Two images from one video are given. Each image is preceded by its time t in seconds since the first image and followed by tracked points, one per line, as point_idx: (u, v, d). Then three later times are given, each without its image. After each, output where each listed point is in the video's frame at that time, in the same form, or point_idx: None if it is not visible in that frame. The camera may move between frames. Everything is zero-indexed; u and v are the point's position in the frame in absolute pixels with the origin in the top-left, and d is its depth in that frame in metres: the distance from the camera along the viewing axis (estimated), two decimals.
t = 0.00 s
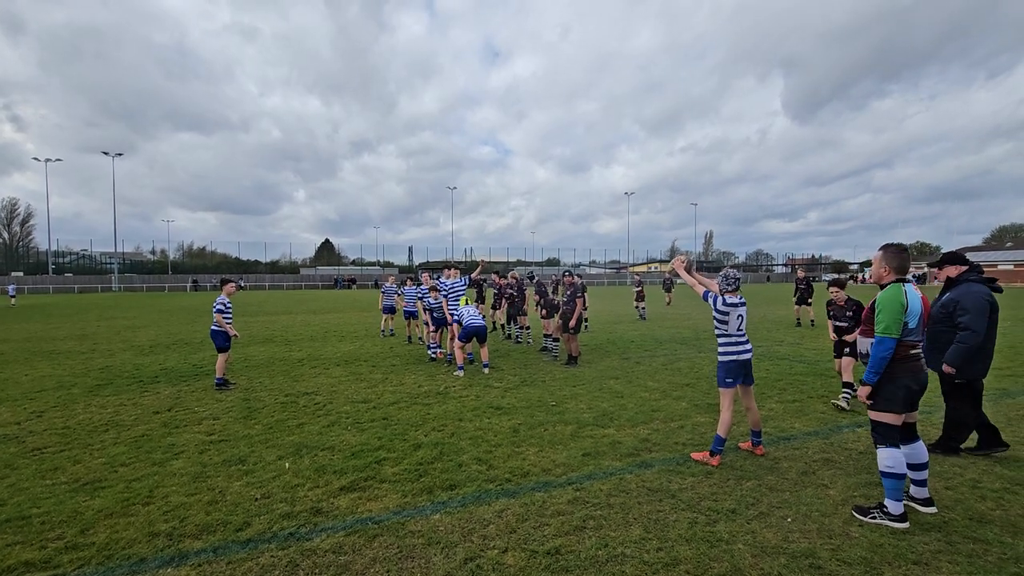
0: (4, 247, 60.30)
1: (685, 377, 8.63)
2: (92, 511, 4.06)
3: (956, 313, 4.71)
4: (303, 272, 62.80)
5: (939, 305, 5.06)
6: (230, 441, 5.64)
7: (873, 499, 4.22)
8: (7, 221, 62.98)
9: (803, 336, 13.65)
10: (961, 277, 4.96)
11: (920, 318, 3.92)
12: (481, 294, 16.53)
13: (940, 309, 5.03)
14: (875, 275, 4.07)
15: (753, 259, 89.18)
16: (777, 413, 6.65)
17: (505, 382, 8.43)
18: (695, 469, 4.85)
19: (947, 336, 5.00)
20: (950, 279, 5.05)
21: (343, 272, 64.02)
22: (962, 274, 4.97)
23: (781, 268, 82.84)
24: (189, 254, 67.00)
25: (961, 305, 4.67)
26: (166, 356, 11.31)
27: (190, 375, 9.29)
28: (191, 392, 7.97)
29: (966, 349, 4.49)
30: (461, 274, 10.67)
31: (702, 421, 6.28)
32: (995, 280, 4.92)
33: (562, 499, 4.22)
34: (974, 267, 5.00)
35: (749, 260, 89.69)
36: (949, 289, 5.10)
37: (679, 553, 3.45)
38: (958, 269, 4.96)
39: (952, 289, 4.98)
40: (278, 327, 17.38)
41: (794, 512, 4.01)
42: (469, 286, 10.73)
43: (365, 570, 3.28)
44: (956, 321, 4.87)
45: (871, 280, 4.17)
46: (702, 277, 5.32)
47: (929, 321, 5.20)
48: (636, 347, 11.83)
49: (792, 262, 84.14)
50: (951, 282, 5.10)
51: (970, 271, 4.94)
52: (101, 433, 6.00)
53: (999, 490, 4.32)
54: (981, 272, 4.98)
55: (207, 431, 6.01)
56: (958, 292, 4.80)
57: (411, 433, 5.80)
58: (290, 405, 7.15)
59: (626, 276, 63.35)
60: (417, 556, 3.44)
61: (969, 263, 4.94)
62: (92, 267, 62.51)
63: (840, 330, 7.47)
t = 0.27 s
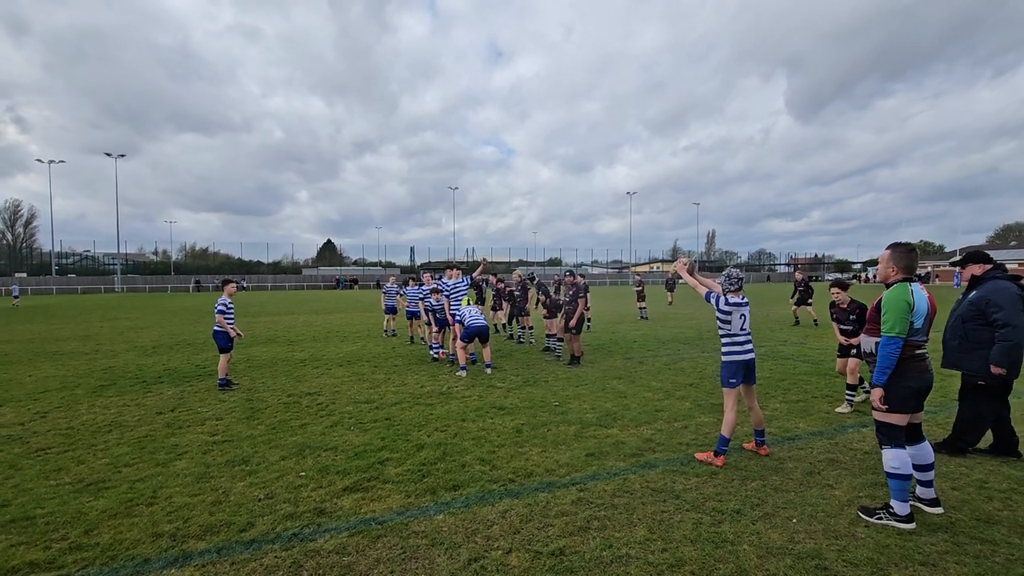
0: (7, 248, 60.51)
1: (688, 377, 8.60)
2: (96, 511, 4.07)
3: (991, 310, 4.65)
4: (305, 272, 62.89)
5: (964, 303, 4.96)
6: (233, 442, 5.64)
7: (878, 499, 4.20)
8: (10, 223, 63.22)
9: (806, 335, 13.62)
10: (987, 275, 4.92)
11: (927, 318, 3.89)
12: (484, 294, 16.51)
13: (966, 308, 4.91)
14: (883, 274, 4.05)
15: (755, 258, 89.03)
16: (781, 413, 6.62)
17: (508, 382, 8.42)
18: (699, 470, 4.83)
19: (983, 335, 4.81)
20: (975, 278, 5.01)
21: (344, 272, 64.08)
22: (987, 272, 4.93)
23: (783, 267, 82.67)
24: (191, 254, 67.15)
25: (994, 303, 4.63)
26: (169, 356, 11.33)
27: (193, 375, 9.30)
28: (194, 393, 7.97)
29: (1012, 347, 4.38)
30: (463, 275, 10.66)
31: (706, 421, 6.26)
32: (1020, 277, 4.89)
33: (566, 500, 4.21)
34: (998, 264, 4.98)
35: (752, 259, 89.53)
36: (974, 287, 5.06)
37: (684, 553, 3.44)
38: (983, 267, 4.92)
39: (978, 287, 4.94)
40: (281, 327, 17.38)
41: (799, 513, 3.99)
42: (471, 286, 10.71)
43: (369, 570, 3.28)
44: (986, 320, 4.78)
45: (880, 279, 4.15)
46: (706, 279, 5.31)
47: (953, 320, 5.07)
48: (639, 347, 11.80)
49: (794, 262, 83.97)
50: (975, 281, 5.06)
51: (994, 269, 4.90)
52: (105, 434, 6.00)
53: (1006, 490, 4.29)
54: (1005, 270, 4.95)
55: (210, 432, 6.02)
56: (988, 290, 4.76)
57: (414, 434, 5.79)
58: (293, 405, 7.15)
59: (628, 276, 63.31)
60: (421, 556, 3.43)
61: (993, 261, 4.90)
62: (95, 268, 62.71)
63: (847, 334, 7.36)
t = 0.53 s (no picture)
0: (12, 248, 60.87)
1: (692, 377, 8.58)
2: (101, 510, 4.09)
3: (1017, 305, 4.58)
4: (309, 272, 63.06)
5: (987, 300, 4.87)
6: (236, 441, 5.66)
7: (882, 499, 4.18)
8: (16, 223, 63.60)
9: (809, 335, 13.57)
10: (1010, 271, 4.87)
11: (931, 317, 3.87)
12: (486, 293, 16.50)
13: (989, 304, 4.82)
14: (887, 273, 4.02)
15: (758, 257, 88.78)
16: (785, 412, 6.60)
17: (510, 381, 8.42)
18: (702, 469, 4.82)
19: (1007, 331, 4.70)
20: (998, 274, 4.96)
21: (348, 272, 64.20)
22: (1010, 268, 4.89)
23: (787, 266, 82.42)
24: (195, 254, 67.40)
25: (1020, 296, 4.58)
26: (173, 356, 11.38)
27: (197, 375, 9.33)
28: (198, 392, 8.00)
29: None
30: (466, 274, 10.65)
31: (709, 420, 6.24)
32: None
33: (569, 499, 4.21)
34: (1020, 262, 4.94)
35: (755, 258, 89.30)
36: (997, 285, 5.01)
37: (688, 553, 3.43)
38: (1006, 263, 4.88)
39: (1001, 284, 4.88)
40: (284, 326, 17.42)
41: (803, 512, 3.98)
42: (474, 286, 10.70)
43: (372, 569, 3.28)
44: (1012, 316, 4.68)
45: (883, 278, 4.13)
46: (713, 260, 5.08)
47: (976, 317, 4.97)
48: (642, 347, 11.79)
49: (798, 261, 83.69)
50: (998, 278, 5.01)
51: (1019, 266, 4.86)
52: (109, 433, 6.03)
53: (1012, 490, 4.26)
54: None
55: (214, 431, 6.04)
56: (1011, 284, 4.71)
57: (417, 433, 5.80)
58: (296, 404, 7.17)
59: (631, 276, 63.22)
60: (424, 555, 3.43)
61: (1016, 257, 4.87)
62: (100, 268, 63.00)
63: (857, 332, 7.30)
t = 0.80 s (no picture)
0: (19, 248, 61.28)
1: (695, 375, 8.55)
2: (106, 507, 4.11)
3: None
4: (313, 271, 63.23)
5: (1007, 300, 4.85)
6: (240, 439, 5.68)
7: (887, 498, 4.16)
8: (21, 223, 64.01)
9: (814, 333, 13.50)
10: None
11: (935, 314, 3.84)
12: (489, 292, 16.50)
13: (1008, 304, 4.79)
14: (891, 271, 3.99)
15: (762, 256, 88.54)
16: (789, 411, 6.57)
17: (513, 380, 8.42)
18: (706, 468, 4.80)
19: None
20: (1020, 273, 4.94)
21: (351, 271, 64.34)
22: None
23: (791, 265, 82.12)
24: (199, 254, 67.68)
25: None
26: (177, 354, 11.42)
27: (201, 374, 9.37)
28: (202, 391, 8.03)
29: None
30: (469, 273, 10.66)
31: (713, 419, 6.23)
32: None
33: (572, 498, 4.21)
34: None
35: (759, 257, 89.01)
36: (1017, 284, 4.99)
37: (691, 552, 3.42)
38: None
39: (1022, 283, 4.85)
40: (288, 325, 17.48)
41: (807, 511, 3.96)
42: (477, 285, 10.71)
43: (375, 567, 3.29)
44: None
45: (887, 277, 4.10)
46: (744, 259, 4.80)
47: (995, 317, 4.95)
48: (645, 345, 11.76)
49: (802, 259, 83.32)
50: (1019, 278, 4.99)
51: None
52: (114, 431, 6.06)
53: (1019, 489, 4.23)
54: None
55: (217, 429, 6.06)
56: None
57: (420, 431, 5.80)
58: (299, 403, 7.19)
59: (634, 274, 63.11)
60: (427, 553, 3.44)
61: None
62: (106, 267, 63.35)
63: (863, 331, 7.24)
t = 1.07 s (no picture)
0: (25, 248, 61.67)
1: (700, 374, 8.53)
2: (112, 506, 4.13)
3: None
4: (317, 270, 63.40)
5: None
6: (245, 437, 5.71)
7: (894, 497, 4.13)
8: (28, 223, 64.41)
9: (819, 331, 13.44)
10: None
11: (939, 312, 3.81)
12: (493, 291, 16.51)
13: None
14: (894, 269, 3.96)
15: (767, 254, 88.21)
16: (794, 410, 6.54)
17: (517, 378, 8.42)
18: (710, 467, 4.79)
19: None
20: None
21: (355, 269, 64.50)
22: None
23: (796, 263, 81.77)
24: (204, 253, 67.98)
25: None
26: (182, 353, 11.48)
27: (206, 372, 9.41)
28: (208, 389, 8.08)
29: None
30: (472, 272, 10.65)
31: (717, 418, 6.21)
32: None
33: (576, 496, 4.20)
34: None
35: (763, 255, 88.67)
36: None
37: (696, 551, 3.41)
38: None
39: None
40: (292, 324, 17.53)
41: (812, 510, 3.94)
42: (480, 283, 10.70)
43: (380, 566, 3.29)
44: None
45: (890, 275, 4.07)
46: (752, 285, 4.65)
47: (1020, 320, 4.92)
48: (649, 344, 11.73)
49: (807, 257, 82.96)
50: None
51: None
52: (121, 430, 6.10)
53: None
54: None
55: (223, 428, 6.09)
56: None
57: (424, 430, 5.81)
58: (304, 402, 7.21)
59: (638, 273, 63.00)
60: (431, 552, 3.44)
61: None
62: (112, 267, 63.72)
63: (865, 332, 7.20)
